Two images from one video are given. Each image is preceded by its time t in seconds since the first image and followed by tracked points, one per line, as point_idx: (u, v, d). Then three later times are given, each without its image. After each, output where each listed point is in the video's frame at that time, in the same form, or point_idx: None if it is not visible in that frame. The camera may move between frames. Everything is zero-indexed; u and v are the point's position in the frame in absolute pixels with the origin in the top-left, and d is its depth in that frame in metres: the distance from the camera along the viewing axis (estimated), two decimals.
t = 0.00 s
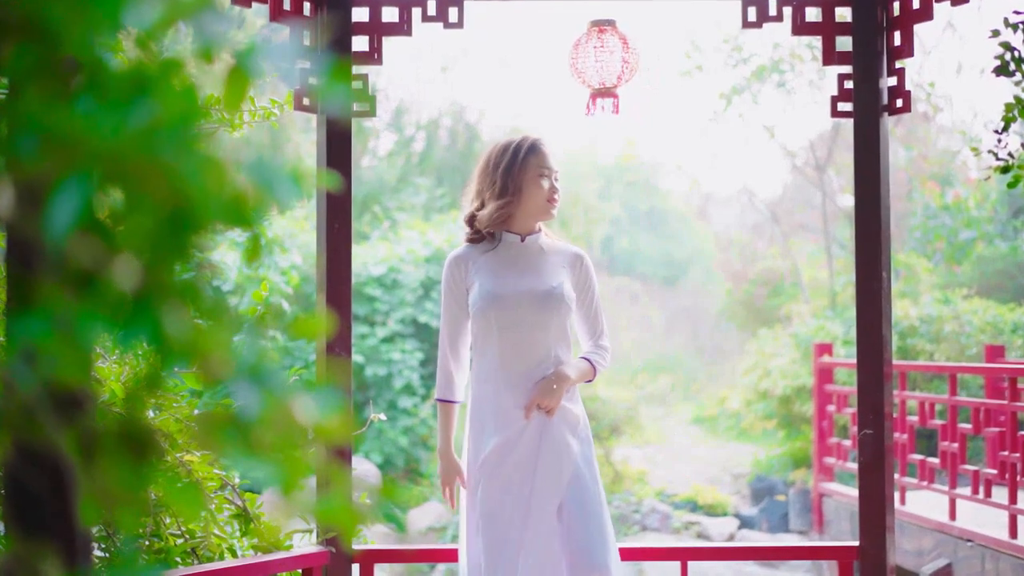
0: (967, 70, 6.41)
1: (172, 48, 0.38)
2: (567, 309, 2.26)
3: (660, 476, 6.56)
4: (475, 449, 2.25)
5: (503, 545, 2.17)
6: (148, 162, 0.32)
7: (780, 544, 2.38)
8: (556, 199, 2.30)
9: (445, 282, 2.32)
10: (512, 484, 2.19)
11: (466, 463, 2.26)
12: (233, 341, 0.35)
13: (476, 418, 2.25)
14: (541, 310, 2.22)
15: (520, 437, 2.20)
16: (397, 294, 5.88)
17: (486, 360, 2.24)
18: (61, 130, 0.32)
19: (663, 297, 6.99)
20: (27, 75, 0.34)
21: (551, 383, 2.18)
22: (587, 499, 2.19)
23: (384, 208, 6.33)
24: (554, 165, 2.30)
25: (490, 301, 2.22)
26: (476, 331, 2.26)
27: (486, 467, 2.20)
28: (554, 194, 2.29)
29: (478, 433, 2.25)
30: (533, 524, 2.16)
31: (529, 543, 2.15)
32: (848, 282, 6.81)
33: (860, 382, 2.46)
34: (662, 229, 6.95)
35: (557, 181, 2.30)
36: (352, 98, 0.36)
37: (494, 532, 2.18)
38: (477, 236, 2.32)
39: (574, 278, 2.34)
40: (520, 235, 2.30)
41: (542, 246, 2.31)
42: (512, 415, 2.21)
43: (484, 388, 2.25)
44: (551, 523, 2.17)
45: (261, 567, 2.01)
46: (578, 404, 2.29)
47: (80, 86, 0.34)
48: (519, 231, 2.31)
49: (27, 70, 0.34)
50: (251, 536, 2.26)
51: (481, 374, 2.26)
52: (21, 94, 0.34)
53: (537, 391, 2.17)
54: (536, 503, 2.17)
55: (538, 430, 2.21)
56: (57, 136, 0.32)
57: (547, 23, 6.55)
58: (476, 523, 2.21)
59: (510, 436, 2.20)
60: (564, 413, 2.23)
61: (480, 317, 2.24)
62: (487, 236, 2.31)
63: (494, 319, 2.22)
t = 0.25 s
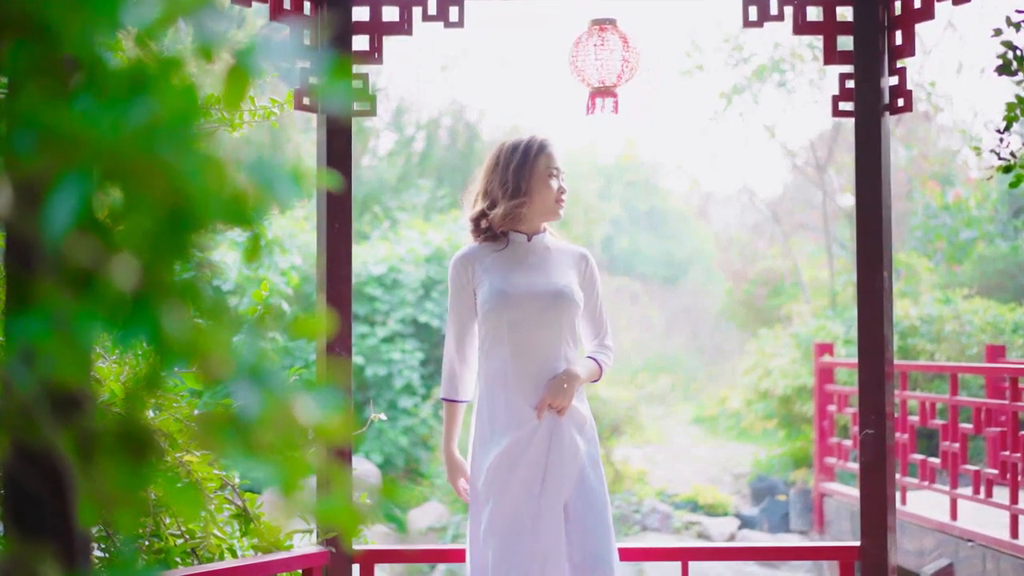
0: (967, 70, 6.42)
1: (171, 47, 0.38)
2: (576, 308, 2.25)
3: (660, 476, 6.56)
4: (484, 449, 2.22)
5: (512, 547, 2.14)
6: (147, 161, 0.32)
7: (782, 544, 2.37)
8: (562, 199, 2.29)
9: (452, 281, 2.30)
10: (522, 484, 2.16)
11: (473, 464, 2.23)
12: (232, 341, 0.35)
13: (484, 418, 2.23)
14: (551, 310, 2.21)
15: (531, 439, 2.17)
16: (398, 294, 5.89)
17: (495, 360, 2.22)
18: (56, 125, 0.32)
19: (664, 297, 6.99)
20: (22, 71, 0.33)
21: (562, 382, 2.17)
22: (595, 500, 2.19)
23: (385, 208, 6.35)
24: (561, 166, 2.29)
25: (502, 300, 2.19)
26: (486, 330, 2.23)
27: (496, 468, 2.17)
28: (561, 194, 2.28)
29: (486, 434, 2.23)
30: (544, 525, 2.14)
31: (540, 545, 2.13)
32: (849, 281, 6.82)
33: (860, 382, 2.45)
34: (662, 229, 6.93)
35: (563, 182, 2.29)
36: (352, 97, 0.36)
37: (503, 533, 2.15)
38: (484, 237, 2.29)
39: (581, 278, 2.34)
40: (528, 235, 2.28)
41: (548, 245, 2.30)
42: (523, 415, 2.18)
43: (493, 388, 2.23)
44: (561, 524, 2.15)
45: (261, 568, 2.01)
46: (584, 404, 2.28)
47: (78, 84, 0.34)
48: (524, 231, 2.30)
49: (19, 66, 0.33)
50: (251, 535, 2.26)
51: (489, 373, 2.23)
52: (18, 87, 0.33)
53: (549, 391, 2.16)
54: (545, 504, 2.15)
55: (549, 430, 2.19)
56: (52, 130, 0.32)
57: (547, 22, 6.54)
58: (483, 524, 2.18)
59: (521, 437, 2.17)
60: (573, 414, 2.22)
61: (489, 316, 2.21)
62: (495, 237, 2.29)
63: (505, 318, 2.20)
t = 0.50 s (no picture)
0: (968, 70, 6.42)
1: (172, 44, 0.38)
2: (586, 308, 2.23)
3: (660, 476, 6.57)
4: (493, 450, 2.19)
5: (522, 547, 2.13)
6: (146, 159, 0.32)
7: (782, 545, 2.37)
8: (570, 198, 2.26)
9: (459, 280, 2.24)
10: (532, 485, 2.15)
11: (481, 465, 2.21)
12: (232, 340, 0.35)
13: (493, 420, 2.19)
14: (564, 311, 2.18)
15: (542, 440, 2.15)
16: (399, 293, 5.92)
17: (507, 361, 2.18)
18: (53, 124, 0.31)
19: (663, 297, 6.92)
20: (19, 69, 0.33)
21: (576, 382, 2.16)
22: (604, 499, 2.19)
23: (385, 208, 6.35)
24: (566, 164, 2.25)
25: (517, 302, 2.15)
26: (498, 330, 2.18)
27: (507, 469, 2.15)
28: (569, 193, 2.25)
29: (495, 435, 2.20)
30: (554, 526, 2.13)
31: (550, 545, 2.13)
32: (848, 281, 6.85)
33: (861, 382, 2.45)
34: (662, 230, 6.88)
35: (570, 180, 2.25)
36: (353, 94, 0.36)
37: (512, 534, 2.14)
38: (493, 239, 2.24)
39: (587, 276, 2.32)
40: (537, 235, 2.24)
41: (556, 245, 2.27)
42: (536, 417, 2.15)
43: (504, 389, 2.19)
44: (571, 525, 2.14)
45: (261, 568, 2.01)
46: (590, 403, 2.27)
47: (74, 82, 0.33)
48: (533, 231, 2.26)
49: (16, 65, 0.33)
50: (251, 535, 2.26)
51: (500, 373, 2.19)
52: (14, 85, 0.33)
53: (565, 391, 2.14)
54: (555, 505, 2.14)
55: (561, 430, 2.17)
56: (50, 127, 0.31)
57: (547, 22, 6.54)
58: (491, 525, 2.16)
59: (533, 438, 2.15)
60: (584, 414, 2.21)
61: (502, 318, 2.17)
62: (506, 238, 2.24)
63: (520, 320, 2.15)
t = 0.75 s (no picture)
0: (968, 70, 6.42)
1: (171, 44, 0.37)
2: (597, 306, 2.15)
3: (660, 476, 6.57)
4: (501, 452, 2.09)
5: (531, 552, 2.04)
6: (144, 155, 0.31)
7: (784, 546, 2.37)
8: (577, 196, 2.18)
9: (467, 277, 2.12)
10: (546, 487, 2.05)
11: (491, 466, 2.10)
12: (231, 341, 0.35)
13: (503, 420, 2.09)
14: (579, 309, 2.09)
15: (554, 443, 2.05)
16: (399, 293, 5.93)
17: (519, 361, 2.08)
18: (48, 120, 0.31)
19: (663, 297, 6.95)
20: (17, 63, 0.32)
21: (591, 381, 2.08)
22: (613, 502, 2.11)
23: (385, 208, 6.35)
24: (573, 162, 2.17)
25: (534, 300, 2.05)
26: (510, 329, 2.08)
27: (517, 474, 2.05)
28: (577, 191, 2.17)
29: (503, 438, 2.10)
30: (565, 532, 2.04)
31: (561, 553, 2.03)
32: (849, 281, 6.85)
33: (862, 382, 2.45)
34: (662, 229, 6.91)
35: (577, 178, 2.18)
36: (355, 91, 0.36)
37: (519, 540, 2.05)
38: (502, 240, 2.13)
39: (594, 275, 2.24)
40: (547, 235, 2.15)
41: (563, 244, 2.18)
42: (549, 419, 2.06)
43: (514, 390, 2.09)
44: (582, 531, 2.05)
45: (261, 568, 2.01)
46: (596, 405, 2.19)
47: (73, 78, 0.33)
48: (541, 231, 2.17)
49: (12, 59, 0.33)
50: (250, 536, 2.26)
51: (511, 373, 2.09)
52: (10, 83, 0.32)
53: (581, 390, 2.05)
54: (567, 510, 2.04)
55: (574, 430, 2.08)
56: (46, 126, 0.31)
57: (547, 22, 6.54)
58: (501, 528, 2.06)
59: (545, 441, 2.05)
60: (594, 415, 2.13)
61: (516, 316, 2.06)
62: (515, 240, 2.14)
63: (537, 318, 2.06)
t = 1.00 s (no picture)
0: (969, 69, 6.41)
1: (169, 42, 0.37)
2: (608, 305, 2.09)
3: (660, 476, 6.58)
4: (509, 454, 2.03)
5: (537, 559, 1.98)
6: (141, 152, 0.31)
7: (785, 546, 2.37)
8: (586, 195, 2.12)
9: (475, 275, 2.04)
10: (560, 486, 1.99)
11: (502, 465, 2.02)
12: (229, 340, 0.35)
13: (517, 417, 2.02)
14: (593, 308, 2.03)
15: (565, 447, 1.99)
16: (399, 293, 5.93)
17: (531, 361, 2.01)
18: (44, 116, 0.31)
19: (664, 297, 6.95)
20: (12, 57, 0.32)
21: (605, 379, 2.02)
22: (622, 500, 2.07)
23: (385, 207, 6.35)
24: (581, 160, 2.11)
25: (549, 298, 1.98)
26: (522, 329, 2.00)
27: (525, 477, 1.99)
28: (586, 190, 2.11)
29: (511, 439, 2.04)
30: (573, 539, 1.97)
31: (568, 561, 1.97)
32: (849, 281, 6.86)
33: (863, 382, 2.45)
34: (662, 229, 6.89)
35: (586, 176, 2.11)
36: (352, 87, 0.36)
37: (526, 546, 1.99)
38: (511, 240, 2.05)
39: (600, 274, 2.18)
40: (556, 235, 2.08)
41: (570, 244, 2.12)
42: (561, 421, 1.99)
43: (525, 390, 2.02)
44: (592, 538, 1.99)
45: (261, 567, 2.01)
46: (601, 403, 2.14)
47: (70, 75, 0.33)
48: (550, 231, 2.10)
49: (6, 53, 0.32)
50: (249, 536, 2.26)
51: (524, 370, 2.02)
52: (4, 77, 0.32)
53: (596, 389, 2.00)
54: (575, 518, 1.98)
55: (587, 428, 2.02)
56: (42, 121, 0.31)
57: (548, 22, 6.54)
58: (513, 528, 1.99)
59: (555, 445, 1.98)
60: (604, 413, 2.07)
61: (529, 316, 1.99)
62: (525, 240, 2.06)
63: (551, 318, 1.98)
